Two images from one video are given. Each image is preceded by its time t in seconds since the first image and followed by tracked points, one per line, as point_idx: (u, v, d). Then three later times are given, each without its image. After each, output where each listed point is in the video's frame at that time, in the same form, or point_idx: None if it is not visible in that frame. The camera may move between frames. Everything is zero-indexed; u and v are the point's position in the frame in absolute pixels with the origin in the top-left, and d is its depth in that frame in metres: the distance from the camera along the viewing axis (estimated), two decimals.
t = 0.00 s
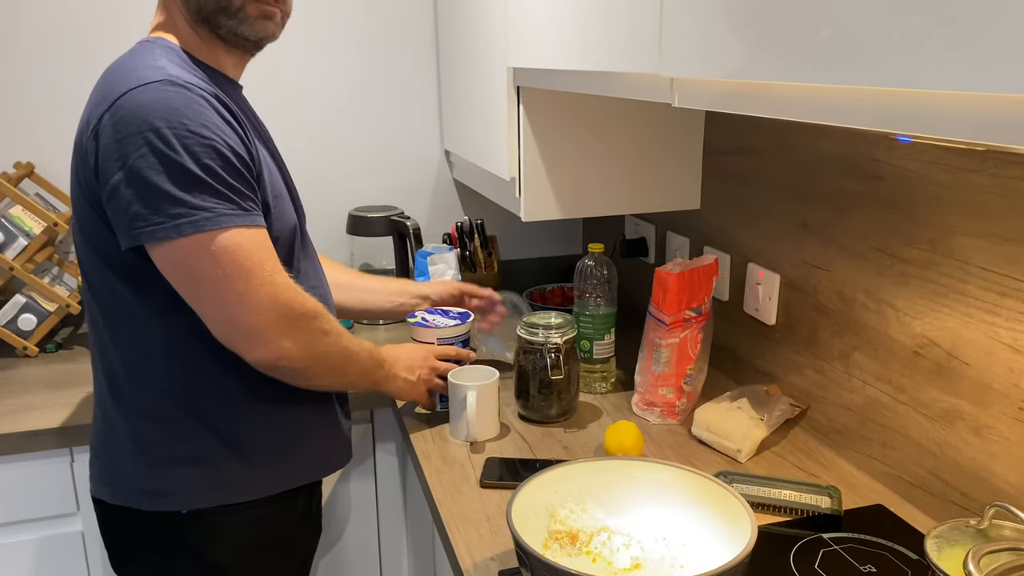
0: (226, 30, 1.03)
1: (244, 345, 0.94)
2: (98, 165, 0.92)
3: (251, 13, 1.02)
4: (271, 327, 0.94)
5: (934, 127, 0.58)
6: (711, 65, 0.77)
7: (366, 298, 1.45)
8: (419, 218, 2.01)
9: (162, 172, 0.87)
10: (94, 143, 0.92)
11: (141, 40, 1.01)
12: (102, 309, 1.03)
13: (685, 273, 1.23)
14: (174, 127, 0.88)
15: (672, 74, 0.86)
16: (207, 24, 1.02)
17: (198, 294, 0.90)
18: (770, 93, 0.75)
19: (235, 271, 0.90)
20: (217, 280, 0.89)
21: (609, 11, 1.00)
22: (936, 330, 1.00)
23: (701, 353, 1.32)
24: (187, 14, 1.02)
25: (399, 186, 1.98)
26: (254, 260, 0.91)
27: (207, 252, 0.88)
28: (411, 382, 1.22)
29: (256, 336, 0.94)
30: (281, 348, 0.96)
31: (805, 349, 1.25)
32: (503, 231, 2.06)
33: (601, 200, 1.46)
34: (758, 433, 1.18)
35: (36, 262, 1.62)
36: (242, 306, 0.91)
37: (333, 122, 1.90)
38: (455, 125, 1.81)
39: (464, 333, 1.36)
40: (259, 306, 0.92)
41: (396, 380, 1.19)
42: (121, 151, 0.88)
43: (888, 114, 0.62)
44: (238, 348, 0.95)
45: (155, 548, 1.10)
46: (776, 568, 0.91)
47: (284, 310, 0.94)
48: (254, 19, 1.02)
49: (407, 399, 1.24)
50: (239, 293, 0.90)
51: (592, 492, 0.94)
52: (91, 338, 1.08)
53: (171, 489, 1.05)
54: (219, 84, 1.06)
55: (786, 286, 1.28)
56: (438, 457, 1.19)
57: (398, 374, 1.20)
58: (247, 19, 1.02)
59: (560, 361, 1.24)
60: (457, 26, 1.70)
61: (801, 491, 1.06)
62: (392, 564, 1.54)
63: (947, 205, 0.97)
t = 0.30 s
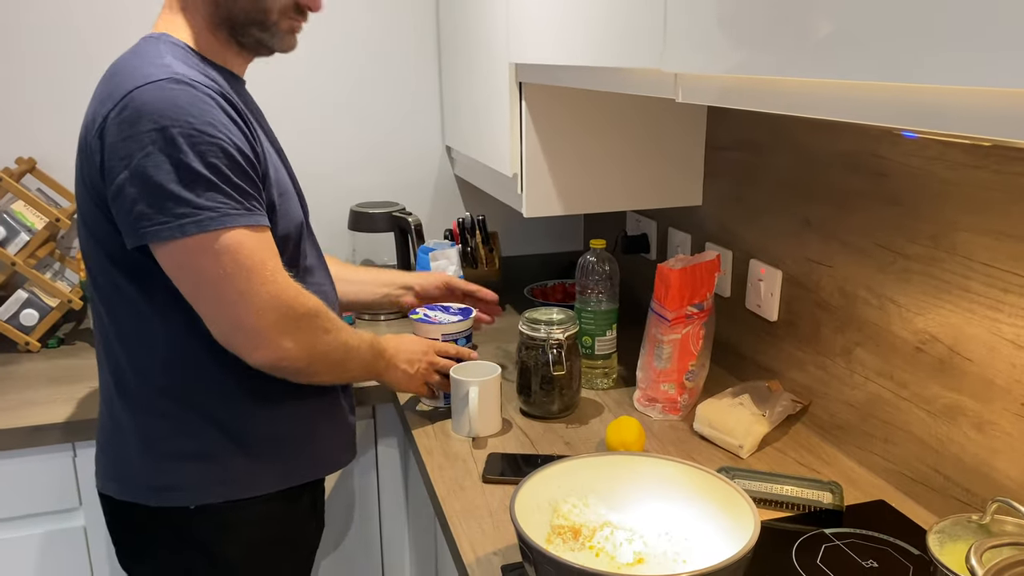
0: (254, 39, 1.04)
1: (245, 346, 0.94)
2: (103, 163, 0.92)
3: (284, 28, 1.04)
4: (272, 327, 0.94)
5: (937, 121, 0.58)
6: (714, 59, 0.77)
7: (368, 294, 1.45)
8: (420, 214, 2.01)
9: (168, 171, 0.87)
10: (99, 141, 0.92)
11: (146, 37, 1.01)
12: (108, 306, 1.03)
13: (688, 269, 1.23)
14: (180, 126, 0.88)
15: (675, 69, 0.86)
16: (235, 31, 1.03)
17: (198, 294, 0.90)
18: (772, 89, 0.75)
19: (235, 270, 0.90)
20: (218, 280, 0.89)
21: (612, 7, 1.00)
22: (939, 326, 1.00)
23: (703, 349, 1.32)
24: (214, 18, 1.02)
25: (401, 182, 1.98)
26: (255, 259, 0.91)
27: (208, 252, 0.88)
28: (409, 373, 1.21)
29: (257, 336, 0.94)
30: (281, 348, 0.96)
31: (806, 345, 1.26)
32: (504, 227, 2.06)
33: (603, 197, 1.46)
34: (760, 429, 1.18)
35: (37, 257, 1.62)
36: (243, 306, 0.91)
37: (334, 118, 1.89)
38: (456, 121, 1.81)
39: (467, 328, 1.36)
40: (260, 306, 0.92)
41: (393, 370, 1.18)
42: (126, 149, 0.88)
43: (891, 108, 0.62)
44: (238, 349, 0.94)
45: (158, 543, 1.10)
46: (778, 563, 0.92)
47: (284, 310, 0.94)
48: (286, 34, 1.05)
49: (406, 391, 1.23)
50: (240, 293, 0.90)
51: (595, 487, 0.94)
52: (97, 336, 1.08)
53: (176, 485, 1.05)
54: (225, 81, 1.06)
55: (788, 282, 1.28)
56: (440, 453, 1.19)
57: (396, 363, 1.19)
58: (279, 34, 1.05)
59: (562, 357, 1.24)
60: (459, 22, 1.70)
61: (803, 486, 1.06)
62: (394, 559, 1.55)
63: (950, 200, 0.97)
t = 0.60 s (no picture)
0: (271, 50, 1.06)
1: (209, 353, 0.92)
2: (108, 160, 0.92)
3: (300, 42, 1.07)
4: (238, 335, 0.91)
5: (938, 120, 0.59)
6: (716, 58, 0.77)
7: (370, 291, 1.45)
8: (422, 212, 2.01)
9: (166, 171, 0.87)
10: (105, 139, 0.92)
11: (159, 33, 1.01)
12: (114, 305, 1.03)
13: (689, 267, 1.23)
14: (183, 127, 0.88)
15: (677, 67, 0.86)
16: (254, 40, 1.05)
17: (167, 296, 0.89)
18: (777, 87, 0.74)
19: (202, 273, 0.88)
20: (186, 281, 0.88)
21: (614, 5, 1.00)
22: (941, 325, 1.00)
23: (704, 348, 1.32)
24: (235, 25, 1.04)
25: (405, 180, 1.98)
26: (224, 263, 0.89)
27: (182, 255, 0.87)
28: (404, 339, 1.15)
29: (222, 344, 0.91)
30: (244, 358, 0.93)
31: (808, 343, 1.26)
32: (506, 225, 2.06)
33: (606, 195, 1.46)
34: (762, 427, 1.18)
35: (40, 255, 1.63)
36: (208, 311, 0.89)
37: (337, 116, 1.89)
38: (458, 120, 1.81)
39: (469, 326, 1.34)
40: (222, 312, 0.89)
41: (385, 340, 1.12)
42: (128, 147, 0.88)
43: (893, 107, 0.62)
44: (203, 356, 0.93)
45: (161, 540, 1.11)
46: (779, 560, 0.92)
47: (249, 319, 0.91)
48: (301, 48, 1.08)
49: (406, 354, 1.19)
50: (206, 297, 0.89)
51: (596, 485, 0.94)
52: (103, 333, 1.09)
53: (182, 483, 1.06)
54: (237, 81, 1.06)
55: (789, 281, 1.28)
56: (442, 451, 1.19)
57: (387, 332, 1.13)
58: (296, 48, 1.07)
59: (564, 355, 1.24)
60: (461, 21, 1.70)
61: (805, 484, 1.06)
62: (396, 556, 1.55)
63: (952, 199, 0.97)
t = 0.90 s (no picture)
0: (265, 49, 1.06)
1: (243, 344, 0.93)
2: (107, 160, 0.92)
3: (295, 41, 1.07)
4: (268, 322, 0.92)
5: (939, 118, 0.58)
6: (717, 57, 0.77)
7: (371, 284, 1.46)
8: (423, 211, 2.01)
9: (173, 169, 0.87)
10: (104, 140, 0.92)
11: (151, 32, 1.01)
12: (112, 305, 1.03)
13: (690, 266, 1.23)
14: (184, 125, 0.87)
15: (677, 65, 0.86)
16: (248, 39, 1.05)
17: (194, 293, 0.89)
18: (778, 85, 0.74)
19: (224, 267, 0.88)
20: (209, 276, 0.88)
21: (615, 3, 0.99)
22: (942, 324, 1.00)
23: (705, 347, 1.31)
24: (229, 24, 1.04)
25: (406, 179, 1.98)
26: (244, 255, 0.89)
27: (199, 251, 0.88)
28: (442, 313, 1.17)
29: (255, 333, 0.92)
30: (277, 344, 0.94)
31: (809, 342, 1.25)
32: (506, 224, 2.06)
33: (606, 194, 1.46)
34: (763, 426, 1.18)
35: (40, 253, 1.62)
36: (235, 303, 0.89)
37: (337, 114, 1.89)
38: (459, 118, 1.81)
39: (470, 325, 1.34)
40: (249, 301, 0.89)
41: (423, 317, 1.14)
42: (131, 147, 0.88)
43: (893, 106, 0.62)
44: (238, 348, 0.93)
45: (159, 539, 1.10)
46: (780, 560, 0.92)
47: (277, 303, 0.92)
48: (296, 47, 1.07)
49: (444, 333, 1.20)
50: (230, 290, 0.89)
51: (596, 485, 0.94)
52: (104, 334, 1.09)
53: (180, 482, 1.05)
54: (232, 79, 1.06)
55: (790, 280, 1.28)
56: (442, 449, 1.19)
57: (425, 308, 1.15)
58: (291, 46, 1.07)
59: (564, 353, 1.24)
60: (461, 20, 1.70)
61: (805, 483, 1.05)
62: (396, 555, 1.55)
63: (953, 198, 0.96)
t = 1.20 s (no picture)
0: (268, 48, 1.06)
1: (231, 348, 0.93)
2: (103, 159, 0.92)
3: (299, 39, 1.07)
4: (257, 327, 0.92)
5: (941, 116, 0.58)
6: (719, 56, 0.77)
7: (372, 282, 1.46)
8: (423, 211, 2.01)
9: (162, 172, 0.87)
10: (100, 139, 0.92)
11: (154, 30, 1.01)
12: (111, 303, 1.03)
13: (691, 266, 1.23)
14: (177, 127, 0.87)
15: (679, 64, 0.86)
16: (252, 39, 1.05)
17: (185, 295, 0.90)
18: (781, 84, 0.74)
19: (215, 271, 0.88)
20: (200, 280, 0.89)
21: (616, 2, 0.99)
22: (943, 324, 1.00)
23: (706, 346, 1.31)
24: (232, 23, 1.04)
25: (407, 178, 1.98)
26: (235, 259, 0.89)
27: (188, 254, 0.88)
28: (434, 322, 1.18)
29: (245, 338, 0.92)
30: (266, 349, 0.94)
31: (810, 342, 1.25)
32: (507, 223, 2.06)
33: (607, 194, 1.46)
34: (764, 426, 1.18)
35: (41, 252, 1.62)
36: (225, 308, 0.89)
37: (338, 113, 1.89)
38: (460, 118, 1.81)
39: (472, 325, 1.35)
40: (238, 306, 0.90)
41: (415, 325, 1.15)
42: (123, 147, 0.88)
43: (895, 106, 0.62)
44: (226, 351, 0.93)
45: (160, 537, 1.10)
46: (781, 559, 0.92)
47: (267, 308, 0.92)
48: (299, 44, 1.07)
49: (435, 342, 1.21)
50: (220, 295, 0.89)
51: (597, 484, 0.94)
52: (100, 331, 1.09)
53: (180, 480, 1.05)
54: (234, 79, 1.06)
55: (791, 279, 1.28)
56: (442, 449, 1.19)
57: (417, 316, 1.16)
58: (295, 45, 1.07)
59: (564, 352, 1.24)
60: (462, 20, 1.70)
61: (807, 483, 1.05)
62: (397, 554, 1.55)
63: (955, 197, 0.96)
